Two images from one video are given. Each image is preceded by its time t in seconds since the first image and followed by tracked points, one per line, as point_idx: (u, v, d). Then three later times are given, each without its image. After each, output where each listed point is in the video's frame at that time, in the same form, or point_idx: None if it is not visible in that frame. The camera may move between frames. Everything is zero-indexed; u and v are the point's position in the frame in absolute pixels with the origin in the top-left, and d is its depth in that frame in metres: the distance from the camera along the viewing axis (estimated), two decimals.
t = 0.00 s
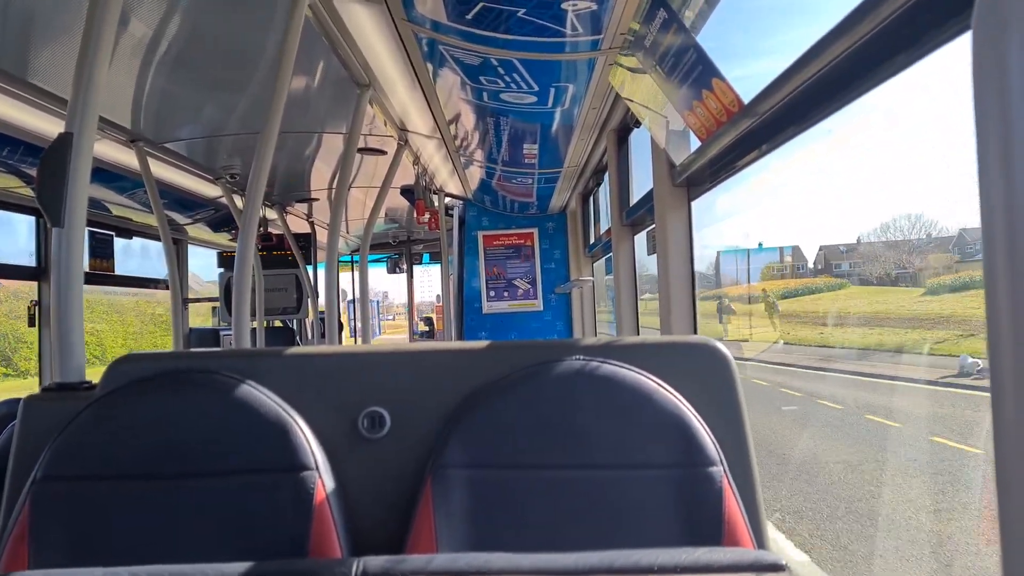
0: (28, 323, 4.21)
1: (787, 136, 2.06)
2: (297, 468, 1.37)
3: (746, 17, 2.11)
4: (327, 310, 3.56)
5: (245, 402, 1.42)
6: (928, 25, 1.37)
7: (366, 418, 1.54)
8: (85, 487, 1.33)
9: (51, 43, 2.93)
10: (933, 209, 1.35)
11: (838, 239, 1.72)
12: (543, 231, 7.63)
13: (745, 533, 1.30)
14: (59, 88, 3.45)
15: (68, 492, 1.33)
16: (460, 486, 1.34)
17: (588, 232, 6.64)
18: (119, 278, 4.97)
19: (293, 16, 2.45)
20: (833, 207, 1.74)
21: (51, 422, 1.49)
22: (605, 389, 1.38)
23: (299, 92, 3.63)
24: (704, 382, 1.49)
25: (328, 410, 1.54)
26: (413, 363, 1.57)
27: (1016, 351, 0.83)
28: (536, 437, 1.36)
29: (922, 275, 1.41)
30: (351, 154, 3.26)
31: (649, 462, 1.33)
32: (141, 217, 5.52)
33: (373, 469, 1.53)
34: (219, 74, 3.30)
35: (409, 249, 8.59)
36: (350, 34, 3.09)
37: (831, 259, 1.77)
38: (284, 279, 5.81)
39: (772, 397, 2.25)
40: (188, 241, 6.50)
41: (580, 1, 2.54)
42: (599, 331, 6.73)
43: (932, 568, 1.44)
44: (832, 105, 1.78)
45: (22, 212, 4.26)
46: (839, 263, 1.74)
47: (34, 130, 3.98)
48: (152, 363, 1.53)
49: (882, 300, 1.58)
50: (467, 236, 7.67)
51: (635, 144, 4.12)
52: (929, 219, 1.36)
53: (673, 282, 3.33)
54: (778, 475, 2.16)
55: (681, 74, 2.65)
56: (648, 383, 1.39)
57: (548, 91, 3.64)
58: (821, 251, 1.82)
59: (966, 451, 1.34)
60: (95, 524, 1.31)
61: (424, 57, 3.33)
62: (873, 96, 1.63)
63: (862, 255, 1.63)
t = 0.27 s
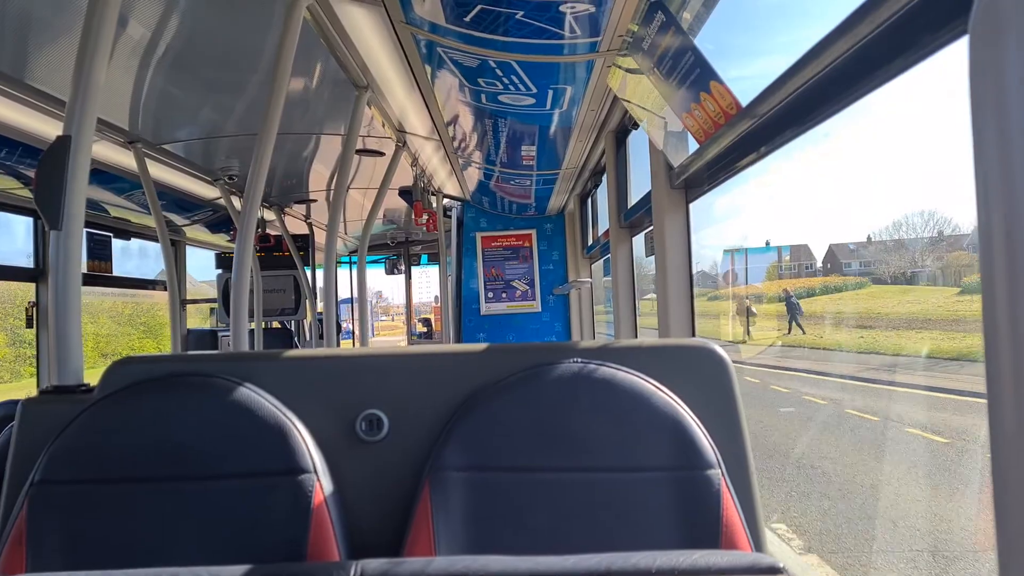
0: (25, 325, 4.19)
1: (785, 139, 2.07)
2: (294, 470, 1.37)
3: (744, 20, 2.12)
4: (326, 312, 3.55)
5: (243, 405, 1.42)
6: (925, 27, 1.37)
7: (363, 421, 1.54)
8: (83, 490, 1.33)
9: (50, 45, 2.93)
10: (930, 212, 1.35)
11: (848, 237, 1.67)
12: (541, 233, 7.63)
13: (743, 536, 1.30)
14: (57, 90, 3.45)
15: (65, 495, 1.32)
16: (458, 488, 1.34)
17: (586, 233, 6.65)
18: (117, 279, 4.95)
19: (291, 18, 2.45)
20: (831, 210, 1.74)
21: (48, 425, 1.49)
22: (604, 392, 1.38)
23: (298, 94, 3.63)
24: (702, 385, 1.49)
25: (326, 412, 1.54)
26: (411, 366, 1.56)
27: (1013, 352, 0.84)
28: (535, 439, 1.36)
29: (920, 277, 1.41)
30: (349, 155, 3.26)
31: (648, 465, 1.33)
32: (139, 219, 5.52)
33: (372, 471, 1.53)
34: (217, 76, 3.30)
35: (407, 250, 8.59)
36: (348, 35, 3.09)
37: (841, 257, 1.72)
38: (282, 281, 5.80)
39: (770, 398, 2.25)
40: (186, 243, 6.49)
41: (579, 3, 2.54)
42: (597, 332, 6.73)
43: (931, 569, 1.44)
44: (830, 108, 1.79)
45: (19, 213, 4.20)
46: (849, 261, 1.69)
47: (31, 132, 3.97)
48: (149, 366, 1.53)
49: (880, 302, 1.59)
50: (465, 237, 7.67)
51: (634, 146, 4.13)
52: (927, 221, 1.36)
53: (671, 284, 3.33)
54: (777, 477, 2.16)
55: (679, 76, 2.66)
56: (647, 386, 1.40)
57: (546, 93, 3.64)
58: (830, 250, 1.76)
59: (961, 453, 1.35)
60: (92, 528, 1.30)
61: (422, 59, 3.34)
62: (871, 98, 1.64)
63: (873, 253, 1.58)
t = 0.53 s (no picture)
0: (23, 319, 4.19)
1: (783, 135, 2.07)
2: (293, 465, 1.37)
3: (742, 15, 2.12)
4: (324, 307, 3.55)
5: (242, 399, 1.42)
6: (924, 22, 1.37)
7: (362, 415, 1.54)
8: (82, 483, 1.33)
9: (47, 40, 2.92)
10: (928, 208, 1.35)
11: (859, 234, 1.61)
12: (539, 228, 7.63)
13: (740, 531, 1.30)
14: (55, 85, 3.44)
15: (65, 489, 1.33)
16: (456, 483, 1.34)
17: (584, 229, 6.65)
18: (115, 274, 4.95)
19: (289, 12, 2.44)
20: (829, 206, 1.74)
21: (46, 419, 1.49)
22: (601, 386, 1.38)
23: (296, 89, 3.63)
24: (700, 380, 1.49)
25: (324, 407, 1.54)
26: (409, 360, 1.57)
27: (1009, 349, 0.84)
28: (532, 434, 1.36)
29: (917, 272, 1.42)
30: (347, 150, 3.25)
31: (645, 460, 1.34)
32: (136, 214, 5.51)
33: (370, 466, 1.53)
34: (215, 71, 3.29)
35: (405, 246, 8.59)
36: (346, 30, 3.09)
37: (851, 255, 1.66)
38: (280, 276, 5.80)
39: (767, 392, 2.26)
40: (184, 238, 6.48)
41: None
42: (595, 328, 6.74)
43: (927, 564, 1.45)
44: (829, 104, 1.79)
45: (15, 207, 4.18)
46: (860, 259, 1.63)
47: (27, 126, 3.95)
48: (147, 360, 1.53)
49: (877, 296, 1.59)
50: (463, 233, 7.67)
51: (632, 142, 4.13)
52: (924, 216, 1.37)
53: (669, 280, 3.33)
54: (773, 471, 2.17)
55: (677, 72, 2.65)
56: (644, 380, 1.40)
57: (545, 88, 3.64)
58: (840, 247, 1.70)
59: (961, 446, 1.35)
60: (90, 522, 1.31)
61: (421, 54, 3.33)
62: (869, 94, 1.64)
63: (885, 250, 1.53)
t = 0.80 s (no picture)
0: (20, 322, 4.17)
1: (781, 136, 2.07)
2: (291, 466, 1.37)
3: (740, 18, 2.12)
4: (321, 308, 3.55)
5: (240, 401, 1.42)
6: (922, 23, 1.37)
7: (360, 417, 1.54)
8: (80, 486, 1.33)
9: (44, 41, 2.92)
10: (925, 210, 1.36)
11: (861, 235, 1.60)
12: (537, 230, 7.64)
13: (738, 533, 1.30)
14: (52, 87, 3.44)
15: (63, 491, 1.32)
16: (454, 485, 1.34)
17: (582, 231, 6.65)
18: (113, 276, 4.94)
19: (287, 14, 2.44)
20: (827, 207, 1.74)
21: (44, 421, 1.49)
22: (599, 388, 1.38)
23: (294, 90, 3.62)
24: (697, 382, 1.49)
25: (322, 409, 1.54)
26: (408, 362, 1.57)
27: (1003, 347, 0.84)
28: (531, 435, 1.36)
29: (914, 274, 1.42)
30: (345, 151, 3.24)
31: (643, 461, 1.34)
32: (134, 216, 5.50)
33: (368, 468, 1.53)
34: (213, 73, 3.29)
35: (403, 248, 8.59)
36: (344, 32, 3.09)
37: (862, 255, 1.60)
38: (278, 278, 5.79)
39: (765, 394, 2.26)
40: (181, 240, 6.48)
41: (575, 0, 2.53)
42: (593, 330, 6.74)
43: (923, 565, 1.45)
44: (827, 106, 1.79)
45: (14, 209, 4.17)
46: (871, 257, 1.56)
47: (24, 128, 3.95)
48: (145, 362, 1.52)
49: (874, 297, 1.60)
50: (461, 235, 7.67)
51: (630, 144, 4.13)
52: (921, 217, 1.37)
53: (667, 281, 3.33)
54: (771, 473, 2.17)
55: (675, 74, 2.66)
56: (642, 382, 1.40)
57: (543, 90, 3.64)
58: (850, 246, 1.64)
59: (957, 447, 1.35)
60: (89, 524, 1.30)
61: (419, 56, 3.33)
62: (866, 96, 1.64)
63: (880, 251, 1.54)
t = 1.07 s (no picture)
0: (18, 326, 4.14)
1: (778, 140, 2.08)
2: (288, 470, 1.37)
3: (738, 22, 2.13)
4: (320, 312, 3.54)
5: (238, 405, 1.42)
6: (919, 27, 1.37)
7: (358, 421, 1.54)
8: (78, 490, 1.32)
9: (43, 45, 2.92)
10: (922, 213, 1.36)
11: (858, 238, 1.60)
12: (536, 233, 7.64)
13: (737, 537, 1.30)
14: (51, 90, 3.44)
15: (61, 496, 1.32)
16: (453, 488, 1.34)
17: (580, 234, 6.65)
18: (111, 279, 4.92)
19: (286, 17, 2.44)
20: (825, 210, 1.75)
21: (41, 426, 1.48)
22: (597, 391, 1.38)
23: (292, 94, 3.63)
24: (695, 385, 1.49)
25: (320, 412, 1.54)
26: (406, 365, 1.56)
27: (1003, 348, 0.85)
28: (529, 439, 1.36)
29: (911, 277, 1.42)
30: (343, 155, 3.25)
31: (641, 465, 1.34)
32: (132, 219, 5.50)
33: (366, 471, 1.52)
34: (212, 76, 3.29)
35: (402, 251, 8.60)
36: (342, 36, 3.09)
37: (872, 254, 1.54)
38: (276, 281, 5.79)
39: (764, 396, 2.26)
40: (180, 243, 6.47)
41: (573, 4, 2.54)
42: (592, 333, 6.75)
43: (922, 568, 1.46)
44: (824, 110, 1.80)
45: (11, 213, 4.17)
46: (882, 257, 1.50)
47: (23, 132, 3.94)
48: (143, 366, 1.52)
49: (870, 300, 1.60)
50: (460, 238, 7.67)
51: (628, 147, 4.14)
52: (918, 221, 1.37)
53: (665, 284, 3.33)
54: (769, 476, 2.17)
55: (673, 77, 2.66)
56: (640, 385, 1.40)
57: (541, 94, 3.64)
58: (861, 245, 1.58)
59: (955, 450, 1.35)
60: (87, 529, 1.30)
61: (417, 60, 3.33)
62: (862, 100, 1.65)
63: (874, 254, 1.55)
